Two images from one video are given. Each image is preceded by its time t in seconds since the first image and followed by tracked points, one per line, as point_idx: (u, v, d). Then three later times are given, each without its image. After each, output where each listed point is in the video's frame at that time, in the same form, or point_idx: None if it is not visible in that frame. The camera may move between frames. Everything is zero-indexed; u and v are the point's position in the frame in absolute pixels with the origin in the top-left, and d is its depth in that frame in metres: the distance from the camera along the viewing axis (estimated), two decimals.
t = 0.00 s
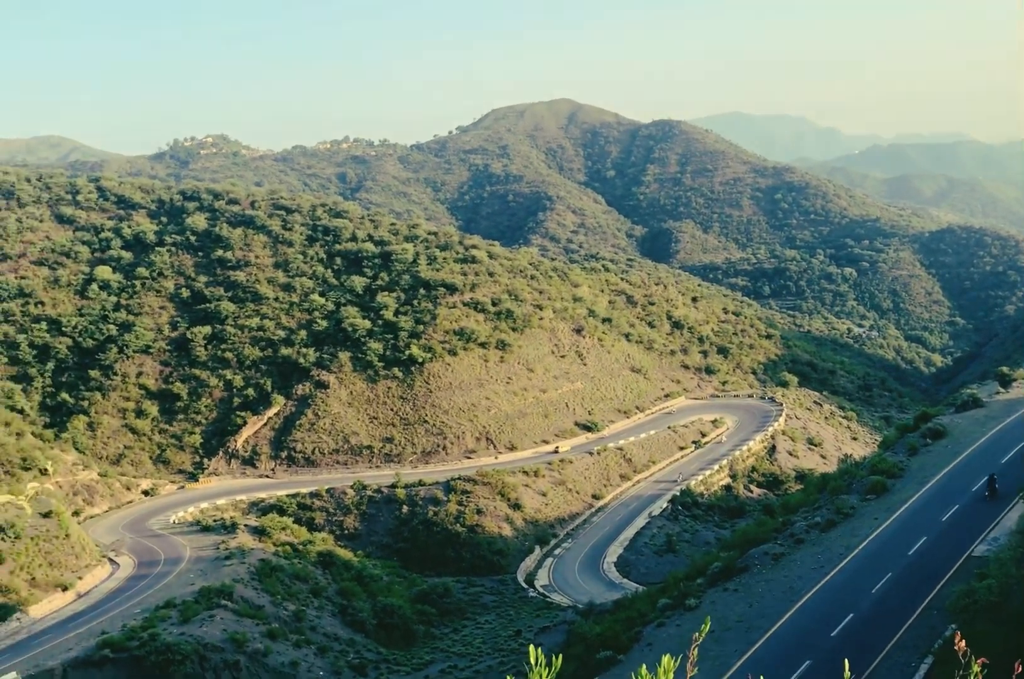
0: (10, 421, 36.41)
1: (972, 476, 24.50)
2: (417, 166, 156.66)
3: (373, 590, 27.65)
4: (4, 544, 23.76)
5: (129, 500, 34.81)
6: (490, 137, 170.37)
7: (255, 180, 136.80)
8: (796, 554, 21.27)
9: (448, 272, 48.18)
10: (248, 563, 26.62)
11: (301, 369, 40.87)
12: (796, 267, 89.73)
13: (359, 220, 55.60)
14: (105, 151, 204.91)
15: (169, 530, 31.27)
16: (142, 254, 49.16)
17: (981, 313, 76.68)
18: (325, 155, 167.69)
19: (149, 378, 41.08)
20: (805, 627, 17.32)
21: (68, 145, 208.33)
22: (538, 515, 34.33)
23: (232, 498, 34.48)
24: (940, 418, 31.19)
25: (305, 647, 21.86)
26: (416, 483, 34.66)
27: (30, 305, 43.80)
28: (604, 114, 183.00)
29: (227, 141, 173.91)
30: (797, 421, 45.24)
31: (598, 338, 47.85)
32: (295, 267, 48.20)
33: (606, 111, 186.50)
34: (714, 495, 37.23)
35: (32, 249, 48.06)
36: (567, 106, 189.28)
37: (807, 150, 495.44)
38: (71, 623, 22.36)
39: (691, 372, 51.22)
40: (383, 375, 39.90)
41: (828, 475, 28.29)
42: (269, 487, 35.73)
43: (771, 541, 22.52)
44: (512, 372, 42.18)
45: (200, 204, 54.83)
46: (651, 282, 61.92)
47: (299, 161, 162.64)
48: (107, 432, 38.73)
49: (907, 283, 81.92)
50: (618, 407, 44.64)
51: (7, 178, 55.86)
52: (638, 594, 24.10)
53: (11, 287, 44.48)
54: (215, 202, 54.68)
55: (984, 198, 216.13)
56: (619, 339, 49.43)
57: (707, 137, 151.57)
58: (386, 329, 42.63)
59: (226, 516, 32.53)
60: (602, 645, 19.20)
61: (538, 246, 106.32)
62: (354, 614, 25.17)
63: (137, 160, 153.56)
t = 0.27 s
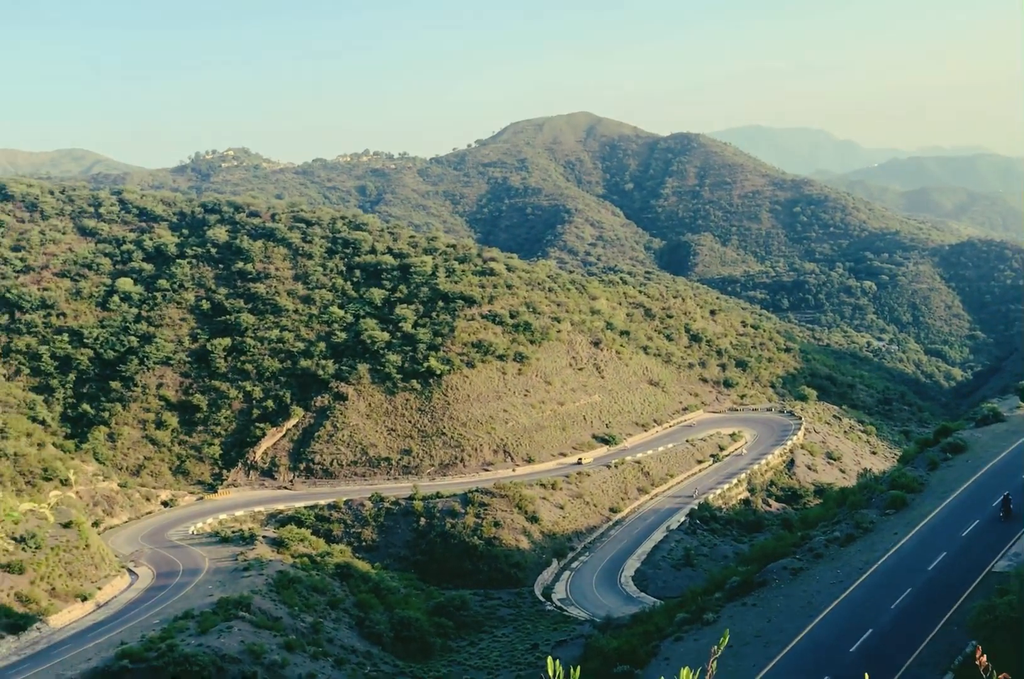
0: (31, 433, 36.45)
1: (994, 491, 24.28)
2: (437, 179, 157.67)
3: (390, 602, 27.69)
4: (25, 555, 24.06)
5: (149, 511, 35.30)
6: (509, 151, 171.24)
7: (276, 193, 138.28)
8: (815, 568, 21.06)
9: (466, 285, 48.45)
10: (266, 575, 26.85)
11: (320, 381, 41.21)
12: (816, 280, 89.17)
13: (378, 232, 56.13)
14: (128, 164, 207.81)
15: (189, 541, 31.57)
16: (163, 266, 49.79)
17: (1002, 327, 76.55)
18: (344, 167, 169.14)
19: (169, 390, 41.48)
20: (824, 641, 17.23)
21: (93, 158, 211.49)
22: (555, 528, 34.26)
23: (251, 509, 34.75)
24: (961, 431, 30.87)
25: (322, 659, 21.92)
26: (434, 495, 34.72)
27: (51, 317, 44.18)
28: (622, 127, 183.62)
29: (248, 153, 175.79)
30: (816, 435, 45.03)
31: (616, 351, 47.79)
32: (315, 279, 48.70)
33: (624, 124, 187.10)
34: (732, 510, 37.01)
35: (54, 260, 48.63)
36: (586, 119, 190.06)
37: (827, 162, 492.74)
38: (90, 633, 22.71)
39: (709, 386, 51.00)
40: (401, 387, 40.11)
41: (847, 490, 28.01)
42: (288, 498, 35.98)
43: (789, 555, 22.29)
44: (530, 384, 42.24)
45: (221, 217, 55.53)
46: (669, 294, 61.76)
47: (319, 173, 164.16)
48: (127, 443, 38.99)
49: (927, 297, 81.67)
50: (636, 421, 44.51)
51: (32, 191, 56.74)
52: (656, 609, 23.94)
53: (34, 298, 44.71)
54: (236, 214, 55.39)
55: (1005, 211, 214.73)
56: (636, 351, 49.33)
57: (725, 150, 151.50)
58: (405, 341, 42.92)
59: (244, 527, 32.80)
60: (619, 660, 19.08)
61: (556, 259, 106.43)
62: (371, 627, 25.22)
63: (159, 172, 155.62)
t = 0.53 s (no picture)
0: (49, 442, 36.77)
1: (1012, 505, 24.05)
2: (452, 190, 158.51)
3: (404, 613, 27.69)
4: (41, 563, 24.23)
5: (163, 521, 35.60)
6: (524, 162, 171.93)
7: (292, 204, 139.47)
8: (830, 581, 20.87)
9: (481, 296, 48.64)
10: (280, 585, 27.00)
11: (335, 391, 41.45)
12: (831, 291, 88.68)
13: (393, 243, 56.53)
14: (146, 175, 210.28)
15: (203, 551, 31.76)
16: (179, 276, 50.30)
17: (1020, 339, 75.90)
18: (360, 179, 170.40)
19: (184, 400, 41.76)
20: (838, 655, 17.14)
21: (112, 169, 214.10)
22: (569, 539, 34.17)
23: (265, 519, 34.94)
24: (979, 444, 30.59)
25: (336, 669, 21.95)
26: (448, 506, 34.72)
27: (69, 327, 44.60)
28: (637, 139, 184.05)
29: (264, 164, 177.38)
30: (831, 448, 44.82)
31: (631, 362, 47.70)
32: (330, 290, 49.07)
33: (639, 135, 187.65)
34: (747, 522, 36.79)
35: (71, 271, 49.15)
36: (601, 130, 190.64)
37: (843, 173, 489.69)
38: (105, 642, 22.83)
39: (724, 398, 50.76)
40: (415, 398, 40.26)
41: (863, 502, 27.77)
42: (302, 508, 36.15)
43: (804, 568, 22.05)
44: (544, 395, 42.26)
45: (237, 228, 56.11)
46: (684, 306, 61.57)
47: (335, 185, 165.44)
48: (143, 452, 39.20)
49: (943, 309, 81.34)
50: (650, 432, 44.36)
51: (50, 201, 57.50)
52: (670, 622, 23.79)
53: (51, 308, 45.21)
54: (253, 226, 55.96)
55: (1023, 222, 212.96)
56: (651, 363, 49.21)
57: (741, 161, 151.38)
58: (420, 352, 43.11)
59: (259, 537, 32.98)
60: (633, 674, 18.97)
61: (571, 270, 106.53)
62: (385, 638, 25.23)
63: (177, 184, 157.40)
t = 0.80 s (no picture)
0: (65, 450, 37.28)
1: None
2: (466, 200, 159.12)
3: (417, 622, 27.70)
4: (56, 571, 24.41)
5: (178, 528, 35.85)
6: (538, 172, 172.40)
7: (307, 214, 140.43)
8: (844, 592, 20.70)
9: (494, 305, 48.79)
10: (293, 593, 27.13)
11: (349, 400, 41.67)
12: (846, 301, 88.24)
13: (407, 253, 56.87)
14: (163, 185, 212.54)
15: (216, 559, 31.98)
16: (194, 285, 50.77)
17: None
18: (375, 188, 171.48)
19: (199, 408, 42.10)
20: (852, 666, 17.09)
21: (129, 179, 216.55)
22: (582, 549, 34.08)
23: (279, 528, 35.10)
24: (994, 455, 30.34)
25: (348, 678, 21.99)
26: (461, 515, 34.76)
27: (85, 335, 45.10)
28: (650, 148, 184.28)
29: (280, 174, 178.91)
30: (845, 458, 44.56)
31: (644, 371, 47.62)
32: (344, 299, 49.39)
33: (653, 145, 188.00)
34: (761, 532, 36.59)
35: (88, 279, 49.69)
36: (614, 140, 190.91)
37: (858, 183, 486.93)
38: (119, 650, 23.00)
39: (737, 407, 50.54)
40: (429, 407, 40.39)
41: (877, 513, 27.57)
42: (315, 517, 36.30)
43: (818, 579, 21.87)
44: (557, 405, 42.27)
45: (253, 237, 56.64)
46: (697, 315, 61.43)
47: (349, 194, 166.44)
48: (158, 461, 39.51)
49: (958, 319, 80.85)
50: (663, 442, 44.23)
51: (68, 211, 58.24)
52: (683, 632, 23.66)
53: (68, 317, 45.73)
54: (268, 235, 56.44)
55: None
56: (664, 372, 49.10)
57: (755, 171, 151.17)
58: (433, 361, 43.28)
59: (272, 546, 33.16)
60: None
61: (584, 279, 106.54)
62: (398, 647, 25.27)
63: (194, 193, 158.91)
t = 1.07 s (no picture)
0: (79, 456, 37.76)
1: None
2: (478, 207, 159.64)
3: (428, 629, 27.77)
4: (70, 575, 24.62)
5: (191, 534, 36.13)
6: (550, 179, 172.81)
7: (320, 221, 141.34)
8: (856, 599, 20.60)
9: (506, 312, 48.93)
10: (304, 599, 27.28)
11: (361, 406, 41.89)
12: (858, 308, 87.85)
13: (420, 259, 57.19)
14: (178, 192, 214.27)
15: (229, 565, 32.20)
16: (208, 292, 51.22)
17: None
18: (387, 195, 172.36)
19: (212, 414, 42.46)
20: (863, 674, 17.08)
21: (144, 186, 218.60)
22: (593, 556, 34.04)
23: (291, 534, 35.29)
24: (1007, 463, 30.17)
25: None
26: (472, 521, 34.83)
27: (99, 341, 45.57)
28: (662, 155, 184.43)
29: (293, 181, 180.30)
30: (856, 466, 44.34)
31: (655, 378, 47.56)
32: (357, 305, 49.69)
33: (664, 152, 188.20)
34: (772, 540, 36.45)
35: (103, 286, 50.21)
36: (626, 147, 191.10)
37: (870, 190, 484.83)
38: (131, 655, 23.22)
39: (748, 415, 50.37)
40: (440, 413, 40.54)
41: (889, 520, 27.43)
42: (327, 523, 36.49)
43: (829, 586, 21.76)
44: (569, 412, 42.31)
45: (266, 244, 57.11)
46: (709, 323, 61.32)
47: (362, 201, 167.32)
48: (171, 467, 39.84)
49: (970, 327, 80.81)
50: (674, 449, 44.14)
51: (83, 218, 58.89)
52: (694, 639, 23.57)
53: (82, 323, 46.18)
54: (281, 242, 56.89)
55: None
56: (676, 379, 49.02)
57: (766, 178, 150.95)
58: (445, 367, 43.46)
59: (284, 552, 33.36)
60: None
61: (595, 286, 106.58)
62: (409, 653, 25.34)
63: (208, 200, 160.39)
